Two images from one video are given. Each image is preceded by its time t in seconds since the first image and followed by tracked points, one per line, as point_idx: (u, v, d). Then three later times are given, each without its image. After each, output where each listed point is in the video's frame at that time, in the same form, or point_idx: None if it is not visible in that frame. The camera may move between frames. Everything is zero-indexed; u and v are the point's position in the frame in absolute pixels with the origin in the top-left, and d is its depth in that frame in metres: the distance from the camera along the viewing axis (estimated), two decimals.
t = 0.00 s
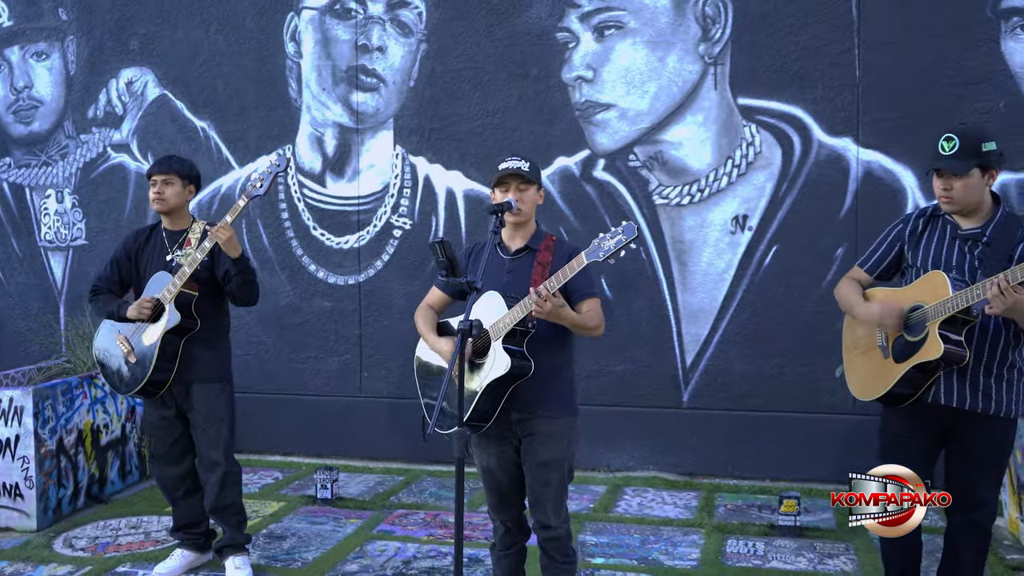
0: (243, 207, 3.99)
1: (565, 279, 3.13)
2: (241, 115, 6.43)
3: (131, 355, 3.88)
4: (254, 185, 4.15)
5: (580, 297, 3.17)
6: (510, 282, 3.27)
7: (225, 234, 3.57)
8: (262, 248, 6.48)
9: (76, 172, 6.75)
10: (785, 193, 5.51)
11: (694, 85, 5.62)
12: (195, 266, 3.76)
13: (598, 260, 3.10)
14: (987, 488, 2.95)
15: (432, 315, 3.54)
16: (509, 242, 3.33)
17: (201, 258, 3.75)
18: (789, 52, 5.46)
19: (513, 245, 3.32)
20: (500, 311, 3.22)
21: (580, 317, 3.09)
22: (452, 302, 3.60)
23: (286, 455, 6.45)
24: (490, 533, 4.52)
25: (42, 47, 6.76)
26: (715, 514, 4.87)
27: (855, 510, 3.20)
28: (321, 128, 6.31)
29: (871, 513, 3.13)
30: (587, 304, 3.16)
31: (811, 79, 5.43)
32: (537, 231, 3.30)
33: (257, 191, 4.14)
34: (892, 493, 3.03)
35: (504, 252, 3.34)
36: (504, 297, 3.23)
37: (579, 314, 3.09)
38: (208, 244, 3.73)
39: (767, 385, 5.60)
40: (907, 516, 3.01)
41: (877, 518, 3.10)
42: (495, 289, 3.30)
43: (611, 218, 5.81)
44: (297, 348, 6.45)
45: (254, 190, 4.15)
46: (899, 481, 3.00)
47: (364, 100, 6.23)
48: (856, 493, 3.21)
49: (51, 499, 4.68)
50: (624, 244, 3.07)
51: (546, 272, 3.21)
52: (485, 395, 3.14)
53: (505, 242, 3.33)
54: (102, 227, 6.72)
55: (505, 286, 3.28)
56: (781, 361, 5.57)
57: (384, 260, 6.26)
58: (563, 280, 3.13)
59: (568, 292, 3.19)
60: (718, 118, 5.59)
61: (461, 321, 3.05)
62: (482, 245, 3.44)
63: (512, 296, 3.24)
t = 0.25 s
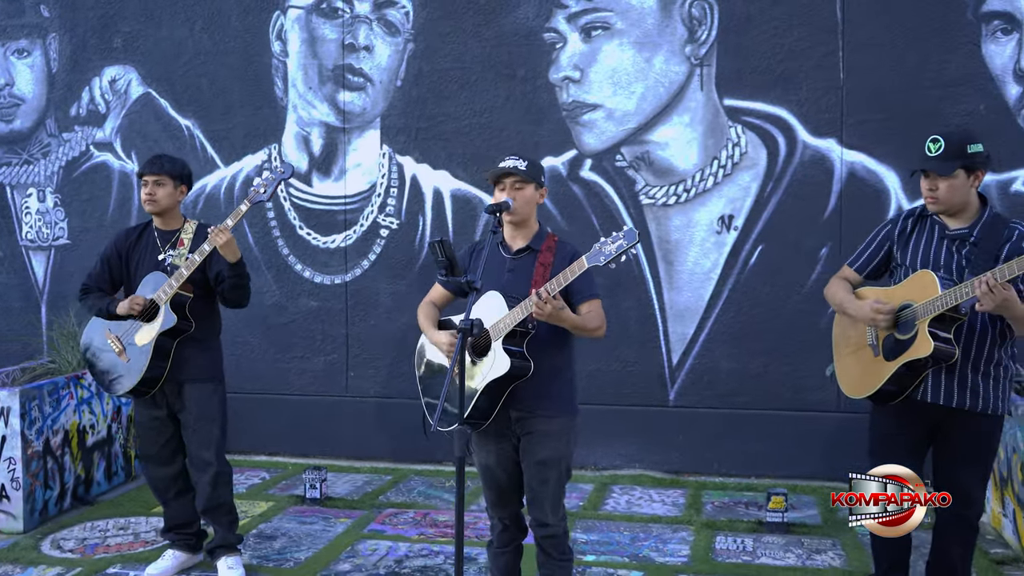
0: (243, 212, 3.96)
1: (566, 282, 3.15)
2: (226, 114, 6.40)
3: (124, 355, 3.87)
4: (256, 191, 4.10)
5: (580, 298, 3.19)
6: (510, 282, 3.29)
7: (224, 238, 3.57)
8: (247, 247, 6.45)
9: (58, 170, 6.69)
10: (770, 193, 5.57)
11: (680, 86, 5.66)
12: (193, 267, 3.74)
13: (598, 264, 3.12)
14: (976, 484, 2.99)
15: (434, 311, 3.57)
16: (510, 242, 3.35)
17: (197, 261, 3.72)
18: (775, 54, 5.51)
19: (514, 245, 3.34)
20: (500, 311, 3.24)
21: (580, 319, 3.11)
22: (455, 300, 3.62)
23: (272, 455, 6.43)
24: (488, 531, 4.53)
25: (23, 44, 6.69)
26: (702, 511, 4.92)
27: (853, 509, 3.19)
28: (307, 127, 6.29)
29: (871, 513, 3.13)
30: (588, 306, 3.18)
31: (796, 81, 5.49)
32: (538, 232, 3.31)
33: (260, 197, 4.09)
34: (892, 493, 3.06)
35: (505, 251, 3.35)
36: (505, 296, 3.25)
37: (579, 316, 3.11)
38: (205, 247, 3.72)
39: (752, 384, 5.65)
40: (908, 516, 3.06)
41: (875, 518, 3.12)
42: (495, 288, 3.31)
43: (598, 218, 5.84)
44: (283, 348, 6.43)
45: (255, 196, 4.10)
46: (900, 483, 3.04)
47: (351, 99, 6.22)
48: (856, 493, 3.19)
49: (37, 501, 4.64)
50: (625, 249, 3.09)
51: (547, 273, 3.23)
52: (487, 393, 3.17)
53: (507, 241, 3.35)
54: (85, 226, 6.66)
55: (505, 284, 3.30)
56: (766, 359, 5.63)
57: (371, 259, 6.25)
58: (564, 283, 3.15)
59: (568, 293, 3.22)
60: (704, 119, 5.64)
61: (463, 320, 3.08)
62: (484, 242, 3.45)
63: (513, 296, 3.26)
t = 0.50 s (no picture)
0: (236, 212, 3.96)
1: (567, 287, 3.16)
2: (211, 113, 6.37)
3: (117, 357, 3.85)
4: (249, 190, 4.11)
5: (582, 300, 3.20)
6: (513, 282, 3.32)
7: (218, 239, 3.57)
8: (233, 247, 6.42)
9: (40, 170, 6.63)
10: (756, 193, 5.63)
11: (667, 88, 5.70)
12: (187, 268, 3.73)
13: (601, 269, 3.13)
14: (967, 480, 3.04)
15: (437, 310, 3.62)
16: (515, 241, 3.37)
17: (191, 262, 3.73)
18: (760, 55, 5.57)
19: (519, 245, 3.36)
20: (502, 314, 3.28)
21: (584, 322, 3.13)
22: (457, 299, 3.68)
23: (257, 456, 6.40)
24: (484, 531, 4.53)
25: (3, 42, 6.62)
26: (691, 510, 4.96)
27: (854, 509, 3.18)
28: (293, 127, 6.26)
29: (871, 513, 3.15)
30: (591, 308, 3.19)
31: (781, 83, 5.54)
32: (542, 232, 3.32)
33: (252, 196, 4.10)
34: (892, 493, 3.09)
35: (509, 251, 3.38)
36: (508, 297, 3.29)
37: (581, 319, 3.12)
38: (200, 247, 3.72)
39: (739, 382, 5.71)
40: (908, 516, 3.11)
41: (876, 518, 3.15)
42: (498, 287, 3.34)
43: (585, 218, 5.87)
44: (269, 348, 6.40)
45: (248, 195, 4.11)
46: (901, 483, 3.07)
47: (337, 99, 6.20)
48: (856, 494, 3.16)
49: (23, 503, 4.60)
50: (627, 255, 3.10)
51: (550, 275, 3.24)
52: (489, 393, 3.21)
53: (512, 241, 3.37)
54: (67, 226, 6.60)
55: (508, 283, 3.33)
56: (752, 358, 5.69)
57: (358, 259, 6.24)
58: (565, 288, 3.16)
59: (571, 295, 3.23)
60: (691, 120, 5.69)
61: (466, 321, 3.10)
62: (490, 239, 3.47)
63: (516, 296, 3.29)
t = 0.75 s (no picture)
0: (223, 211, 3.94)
1: (565, 291, 3.19)
2: (191, 112, 6.31)
3: (100, 358, 3.83)
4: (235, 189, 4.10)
5: (581, 301, 3.23)
6: (513, 282, 3.34)
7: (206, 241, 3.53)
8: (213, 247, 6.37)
9: (15, 169, 6.53)
10: (738, 193, 5.67)
11: (650, 88, 5.74)
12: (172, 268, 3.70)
13: (598, 274, 3.16)
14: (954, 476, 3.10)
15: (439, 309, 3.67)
16: (514, 242, 3.40)
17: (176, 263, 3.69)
18: (742, 57, 5.62)
19: (517, 245, 3.39)
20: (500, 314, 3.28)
21: (583, 323, 3.15)
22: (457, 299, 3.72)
23: (239, 458, 6.35)
24: (480, 530, 4.53)
25: None
26: (676, 508, 4.98)
27: (854, 509, 3.20)
28: (275, 126, 6.22)
29: (871, 513, 3.15)
30: (592, 308, 3.21)
31: (763, 84, 5.60)
32: (540, 232, 3.35)
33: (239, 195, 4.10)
34: (892, 493, 3.11)
35: (509, 252, 3.40)
36: (507, 299, 3.29)
37: (580, 322, 3.16)
38: (184, 247, 3.69)
39: (721, 381, 5.75)
40: (907, 516, 3.11)
41: (876, 518, 3.15)
42: (497, 288, 3.36)
43: (568, 218, 5.89)
44: (250, 349, 6.36)
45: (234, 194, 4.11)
46: (900, 483, 3.11)
47: (319, 98, 6.17)
48: (856, 494, 3.17)
49: (3, 507, 4.54)
50: (625, 260, 3.11)
51: (549, 276, 3.27)
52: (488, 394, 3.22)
53: (511, 242, 3.40)
54: (43, 226, 6.51)
55: (507, 284, 3.35)
56: (734, 357, 5.74)
57: (340, 259, 6.21)
58: (563, 292, 3.18)
59: (570, 296, 3.26)
60: (673, 121, 5.73)
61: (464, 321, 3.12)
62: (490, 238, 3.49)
63: (514, 296, 3.31)
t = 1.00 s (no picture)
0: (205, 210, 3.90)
1: (554, 290, 3.18)
2: (169, 111, 6.23)
3: (83, 360, 3.79)
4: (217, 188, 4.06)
5: (575, 301, 3.22)
6: (507, 282, 3.35)
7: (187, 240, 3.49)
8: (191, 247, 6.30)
9: None
10: (719, 193, 5.69)
11: (631, 88, 5.75)
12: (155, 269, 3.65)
13: (586, 273, 3.15)
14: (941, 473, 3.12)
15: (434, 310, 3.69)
16: (507, 242, 3.41)
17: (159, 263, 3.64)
18: (723, 57, 5.64)
19: (511, 245, 3.39)
20: (491, 314, 3.28)
21: (575, 323, 3.14)
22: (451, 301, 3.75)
23: (217, 460, 6.29)
24: (470, 531, 4.52)
25: None
26: (659, 507, 4.99)
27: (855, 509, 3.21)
28: (254, 125, 6.16)
29: (871, 513, 3.16)
30: (586, 308, 3.21)
31: (744, 85, 5.62)
32: (534, 232, 3.36)
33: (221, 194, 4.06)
34: (892, 493, 3.12)
35: (503, 252, 3.42)
36: (500, 298, 3.31)
37: (571, 321, 3.15)
38: (167, 247, 3.64)
39: (703, 380, 5.77)
40: (907, 516, 3.12)
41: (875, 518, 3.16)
42: (491, 287, 3.38)
43: (550, 218, 5.89)
44: (228, 350, 6.29)
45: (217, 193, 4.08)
46: (900, 482, 3.12)
47: (299, 97, 6.11)
48: (856, 494, 3.19)
49: None
50: (611, 260, 3.09)
51: (543, 275, 3.27)
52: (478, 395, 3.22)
53: (504, 242, 3.41)
54: (16, 226, 6.40)
55: (501, 284, 3.35)
56: (716, 357, 5.76)
57: (320, 260, 6.16)
58: (552, 291, 3.18)
59: (564, 295, 3.26)
60: (655, 121, 5.74)
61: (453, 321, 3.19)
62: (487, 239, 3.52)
63: (507, 296, 3.32)
